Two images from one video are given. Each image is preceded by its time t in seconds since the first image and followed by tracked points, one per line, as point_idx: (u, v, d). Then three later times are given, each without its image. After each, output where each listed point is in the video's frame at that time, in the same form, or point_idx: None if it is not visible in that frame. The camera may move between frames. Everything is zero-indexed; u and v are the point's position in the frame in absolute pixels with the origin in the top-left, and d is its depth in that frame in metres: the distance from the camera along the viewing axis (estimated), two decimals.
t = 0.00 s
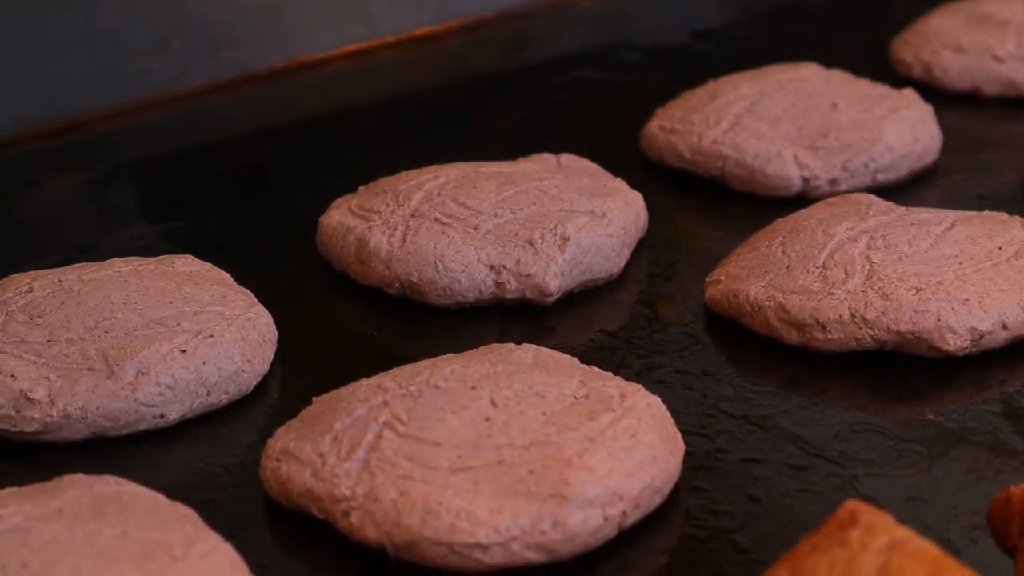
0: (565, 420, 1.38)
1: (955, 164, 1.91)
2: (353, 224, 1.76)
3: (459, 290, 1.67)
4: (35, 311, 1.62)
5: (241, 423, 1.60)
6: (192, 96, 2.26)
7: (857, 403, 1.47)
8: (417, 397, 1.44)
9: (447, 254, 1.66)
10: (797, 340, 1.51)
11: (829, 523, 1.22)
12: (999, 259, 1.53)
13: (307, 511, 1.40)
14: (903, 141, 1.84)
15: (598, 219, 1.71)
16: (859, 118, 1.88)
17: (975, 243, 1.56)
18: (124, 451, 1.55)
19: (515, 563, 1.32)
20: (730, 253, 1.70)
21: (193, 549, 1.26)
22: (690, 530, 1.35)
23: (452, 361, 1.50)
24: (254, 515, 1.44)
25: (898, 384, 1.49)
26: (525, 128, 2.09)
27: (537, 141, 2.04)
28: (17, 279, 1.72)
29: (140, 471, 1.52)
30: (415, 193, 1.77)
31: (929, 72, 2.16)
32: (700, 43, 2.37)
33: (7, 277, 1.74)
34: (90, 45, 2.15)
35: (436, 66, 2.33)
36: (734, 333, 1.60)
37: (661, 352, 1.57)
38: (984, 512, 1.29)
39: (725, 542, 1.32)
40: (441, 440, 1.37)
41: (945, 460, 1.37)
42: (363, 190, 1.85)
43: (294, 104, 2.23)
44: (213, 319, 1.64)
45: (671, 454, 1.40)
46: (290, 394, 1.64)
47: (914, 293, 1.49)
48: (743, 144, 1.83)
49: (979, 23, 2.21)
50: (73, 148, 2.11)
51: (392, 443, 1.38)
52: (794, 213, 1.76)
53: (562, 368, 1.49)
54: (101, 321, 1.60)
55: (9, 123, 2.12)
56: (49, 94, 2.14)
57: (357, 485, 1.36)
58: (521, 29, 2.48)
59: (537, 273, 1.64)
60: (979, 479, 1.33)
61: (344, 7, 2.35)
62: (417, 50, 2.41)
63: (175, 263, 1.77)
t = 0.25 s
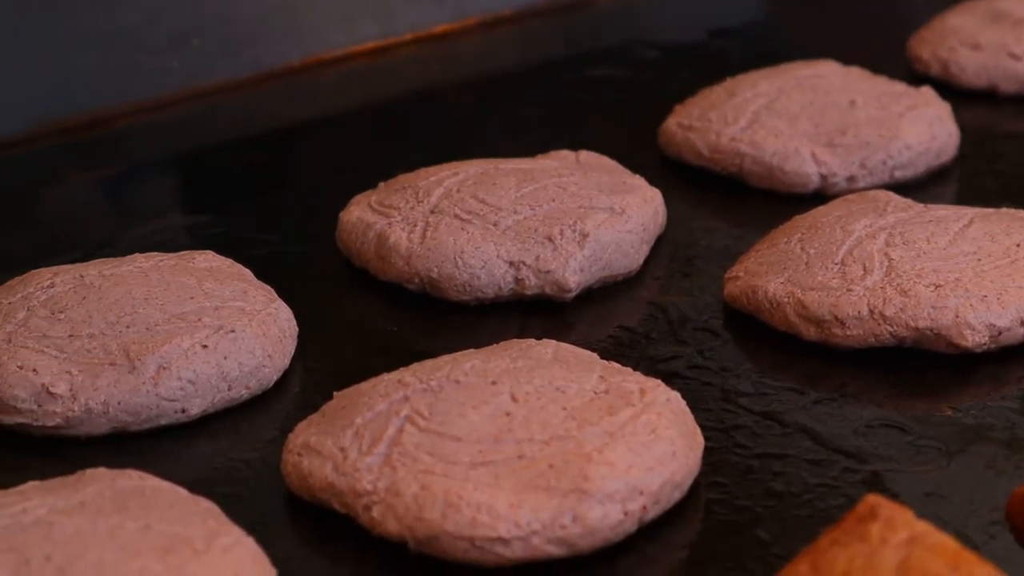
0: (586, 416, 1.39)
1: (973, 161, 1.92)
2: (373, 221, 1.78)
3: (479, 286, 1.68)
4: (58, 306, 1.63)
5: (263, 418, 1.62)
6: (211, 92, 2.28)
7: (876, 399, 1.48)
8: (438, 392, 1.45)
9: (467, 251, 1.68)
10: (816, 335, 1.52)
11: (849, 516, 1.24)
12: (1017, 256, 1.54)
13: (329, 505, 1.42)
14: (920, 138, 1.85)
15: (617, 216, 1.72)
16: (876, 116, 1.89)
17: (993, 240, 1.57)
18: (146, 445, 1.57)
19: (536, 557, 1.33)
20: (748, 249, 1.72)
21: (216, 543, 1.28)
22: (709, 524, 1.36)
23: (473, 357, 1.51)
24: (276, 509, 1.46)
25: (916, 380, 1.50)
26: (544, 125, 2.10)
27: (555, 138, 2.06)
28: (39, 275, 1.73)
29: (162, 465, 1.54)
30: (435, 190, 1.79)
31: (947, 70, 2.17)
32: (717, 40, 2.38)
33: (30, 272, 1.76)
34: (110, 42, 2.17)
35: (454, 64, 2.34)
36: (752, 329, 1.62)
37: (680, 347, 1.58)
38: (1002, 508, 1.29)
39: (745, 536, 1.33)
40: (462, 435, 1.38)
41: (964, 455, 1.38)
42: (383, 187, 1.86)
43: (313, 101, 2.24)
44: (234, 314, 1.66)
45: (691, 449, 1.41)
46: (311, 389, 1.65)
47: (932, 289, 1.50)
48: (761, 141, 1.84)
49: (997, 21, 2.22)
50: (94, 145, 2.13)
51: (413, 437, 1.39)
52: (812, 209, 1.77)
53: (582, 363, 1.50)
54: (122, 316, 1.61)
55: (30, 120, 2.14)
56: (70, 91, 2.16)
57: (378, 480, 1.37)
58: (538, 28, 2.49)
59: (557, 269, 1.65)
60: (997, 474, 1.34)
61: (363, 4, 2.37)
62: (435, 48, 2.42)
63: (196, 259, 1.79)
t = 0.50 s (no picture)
0: (596, 412, 1.40)
1: (982, 160, 1.92)
2: (383, 218, 1.79)
3: (489, 283, 1.69)
4: (69, 302, 1.64)
5: (273, 414, 1.63)
6: (221, 90, 2.28)
7: (885, 396, 1.48)
8: (448, 389, 1.46)
9: (478, 248, 1.68)
10: (825, 333, 1.53)
11: (858, 513, 1.24)
12: None
13: (339, 501, 1.43)
14: (930, 136, 1.85)
15: (627, 213, 1.72)
16: (886, 114, 1.89)
17: (1002, 239, 1.57)
18: (157, 441, 1.58)
19: (546, 553, 1.34)
20: (757, 247, 1.72)
21: (226, 538, 1.29)
22: (719, 520, 1.37)
23: (483, 353, 1.52)
24: (287, 505, 1.47)
25: (925, 378, 1.51)
26: (553, 124, 2.10)
27: (565, 136, 2.06)
28: (51, 271, 1.74)
29: (174, 461, 1.55)
30: (445, 188, 1.79)
31: (956, 68, 2.17)
32: (726, 38, 2.39)
33: (42, 268, 1.77)
34: (122, 40, 2.18)
35: (463, 62, 2.35)
36: (761, 326, 1.62)
37: (689, 344, 1.59)
38: (1011, 505, 1.30)
39: (755, 533, 1.34)
40: (472, 431, 1.39)
41: (972, 452, 1.38)
42: (393, 184, 1.87)
43: (323, 98, 2.25)
44: (245, 311, 1.67)
45: (701, 445, 1.42)
46: (322, 386, 1.66)
47: (942, 287, 1.50)
48: (770, 139, 1.84)
49: (1007, 19, 2.22)
50: (105, 142, 2.14)
51: (424, 434, 1.40)
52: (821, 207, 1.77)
53: (592, 360, 1.51)
54: (134, 313, 1.62)
55: (43, 117, 2.15)
56: (82, 88, 2.17)
57: (389, 476, 1.38)
58: (548, 26, 2.50)
59: (567, 266, 1.66)
60: (1006, 471, 1.35)
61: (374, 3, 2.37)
62: (445, 46, 2.43)
63: (207, 256, 1.79)
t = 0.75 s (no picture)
0: (598, 409, 1.40)
1: (984, 158, 1.92)
2: (386, 216, 1.79)
3: (491, 281, 1.69)
4: (72, 300, 1.65)
5: (276, 411, 1.63)
6: (224, 88, 2.29)
7: (886, 394, 1.49)
8: (450, 386, 1.46)
9: (480, 246, 1.69)
10: (827, 331, 1.53)
11: (860, 510, 1.25)
12: None
13: (342, 498, 1.43)
14: (932, 134, 1.85)
15: (629, 211, 1.73)
16: (888, 112, 1.89)
17: (1004, 237, 1.57)
18: (159, 438, 1.58)
19: (548, 550, 1.34)
20: (759, 245, 1.72)
21: (229, 535, 1.29)
22: (722, 516, 1.37)
23: (486, 351, 1.52)
24: (289, 501, 1.47)
25: (927, 375, 1.51)
26: (555, 122, 2.11)
27: (567, 134, 2.07)
28: (54, 269, 1.75)
29: (177, 458, 1.55)
30: (447, 186, 1.80)
31: (958, 66, 2.17)
32: (728, 37, 2.39)
33: (44, 266, 1.77)
34: (124, 38, 2.18)
35: (466, 60, 2.35)
36: (763, 324, 1.62)
37: (691, 342, 1.59)
38: (1013, 502, 1.30)
39: (757, 529, 1.34)
40: (474, 428, 1.39)
41: (974, 449, 1.38)
42: (396, 182, 1.87)
43: (326, 96, 2.25)
44: (248, 309, 1.67)
45: (703, 442, 1.42)
46: (324, 383, 1.67)
47: (944, 285, 1.50)
48: (772, 137, 1.85)
49: (1009, 18, 2.22)
50: (108, 140, 2.15)
51: (426, 431, 1.40)
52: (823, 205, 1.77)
53: (594, 358, 1.51)
54: (136, 310, 1.63)
55: (46, 115, 2.15)
56: (84, 87, 2.17)
57: (391, 473, 1.38)
58: (551, 24, 2.50)
59: (569, 264, 1.66)
60: (1008, 468, 1.35)
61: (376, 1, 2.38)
62: (448, 44, 2.43)
63: (210, 253, 1.80)
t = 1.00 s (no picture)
0: (600, 408, 1.41)
1: (986, 157, 1.92)
2: (389, 214, 1.79)
3: (494, 279, 1.70)
4: (75, 298, 1.65)
5: (279, 410, 1.64)
6: (226, 86, 2.29)
7: (888, 392, 1.49)
8: (453, 384, 1.47)
9: (482, 244, 1.69)
10: (828, 329, 1.53)
11: (862, 509, 1.25)
12: None
13: (344, 496, 1.43)
14: (934, 133, 1.85)
15: (631, 210, 1.73)
16: (890, 111, 1.89)
17: (1006, 236, 1.57)
18: (162, 436, 1.59)
19: (550, 548, 1.34)
20: (761, 244, 1.73)
21: (232, 532, 1.30)
22: (723, 515, 1.37)
23: (488, 349, 1.52)
24: (292, 500, 1.47)
25: (928, 374, 1.51)
26: (557, 121, 2.11)
27: (568, 133, 2.07)
28: (57, 267, 1.75)
29: (180, 455, 1.55)
30: (450, 184, 1.80)
31: (960, 65, 2.17)
32: (730, 36, 2.39)
33: (48, 264, 1.77)
34: (126, 37, 2.18)
35: (468, 59, 2.36)
36: (765, 323, 1.63)
37: (692, 340, 1.60)
38: (1014, 500, 1.30)
39: (758, 528, 1.35)
40: (477, 426, 1.40)
41: (975, 448, 1.39)
42: (398, 181, 1.88)
43: (328, 95, 2.26)
44: (251, 307, 1.67)
45: (704, 441, 1.43)
46: (327, 381, 1.67)
47: (945, 284, 1.50)
48: (774, 136, 1.85)
49: (1012, 17, 2.22)
50: (111, 138, 2.15)
51: (429, 429, 1.41)
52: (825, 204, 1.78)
53: (596, 356, 1.52)
54: (139, 308, 1.63)
55: (48, 113, 2.16)
56: (87, 85, 2.18)
57: (394, 471, 1.39)
58: (553, 23, 2.51)
59: (571, 262, 1.67)
60: (1009, 467, 1.35)
61: None
62: (450, 42, 2.43)
63: (213, 251, 1.80)
